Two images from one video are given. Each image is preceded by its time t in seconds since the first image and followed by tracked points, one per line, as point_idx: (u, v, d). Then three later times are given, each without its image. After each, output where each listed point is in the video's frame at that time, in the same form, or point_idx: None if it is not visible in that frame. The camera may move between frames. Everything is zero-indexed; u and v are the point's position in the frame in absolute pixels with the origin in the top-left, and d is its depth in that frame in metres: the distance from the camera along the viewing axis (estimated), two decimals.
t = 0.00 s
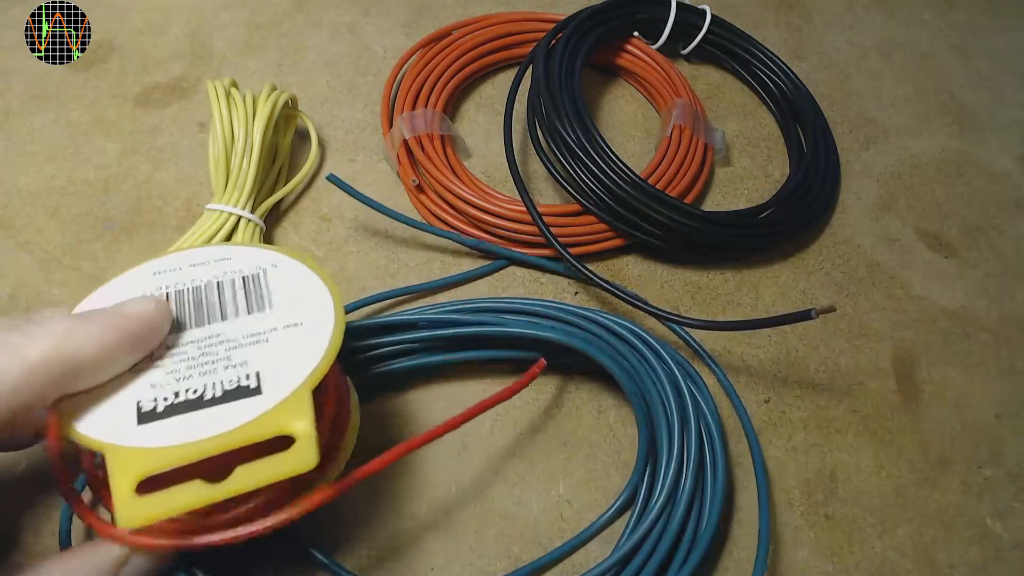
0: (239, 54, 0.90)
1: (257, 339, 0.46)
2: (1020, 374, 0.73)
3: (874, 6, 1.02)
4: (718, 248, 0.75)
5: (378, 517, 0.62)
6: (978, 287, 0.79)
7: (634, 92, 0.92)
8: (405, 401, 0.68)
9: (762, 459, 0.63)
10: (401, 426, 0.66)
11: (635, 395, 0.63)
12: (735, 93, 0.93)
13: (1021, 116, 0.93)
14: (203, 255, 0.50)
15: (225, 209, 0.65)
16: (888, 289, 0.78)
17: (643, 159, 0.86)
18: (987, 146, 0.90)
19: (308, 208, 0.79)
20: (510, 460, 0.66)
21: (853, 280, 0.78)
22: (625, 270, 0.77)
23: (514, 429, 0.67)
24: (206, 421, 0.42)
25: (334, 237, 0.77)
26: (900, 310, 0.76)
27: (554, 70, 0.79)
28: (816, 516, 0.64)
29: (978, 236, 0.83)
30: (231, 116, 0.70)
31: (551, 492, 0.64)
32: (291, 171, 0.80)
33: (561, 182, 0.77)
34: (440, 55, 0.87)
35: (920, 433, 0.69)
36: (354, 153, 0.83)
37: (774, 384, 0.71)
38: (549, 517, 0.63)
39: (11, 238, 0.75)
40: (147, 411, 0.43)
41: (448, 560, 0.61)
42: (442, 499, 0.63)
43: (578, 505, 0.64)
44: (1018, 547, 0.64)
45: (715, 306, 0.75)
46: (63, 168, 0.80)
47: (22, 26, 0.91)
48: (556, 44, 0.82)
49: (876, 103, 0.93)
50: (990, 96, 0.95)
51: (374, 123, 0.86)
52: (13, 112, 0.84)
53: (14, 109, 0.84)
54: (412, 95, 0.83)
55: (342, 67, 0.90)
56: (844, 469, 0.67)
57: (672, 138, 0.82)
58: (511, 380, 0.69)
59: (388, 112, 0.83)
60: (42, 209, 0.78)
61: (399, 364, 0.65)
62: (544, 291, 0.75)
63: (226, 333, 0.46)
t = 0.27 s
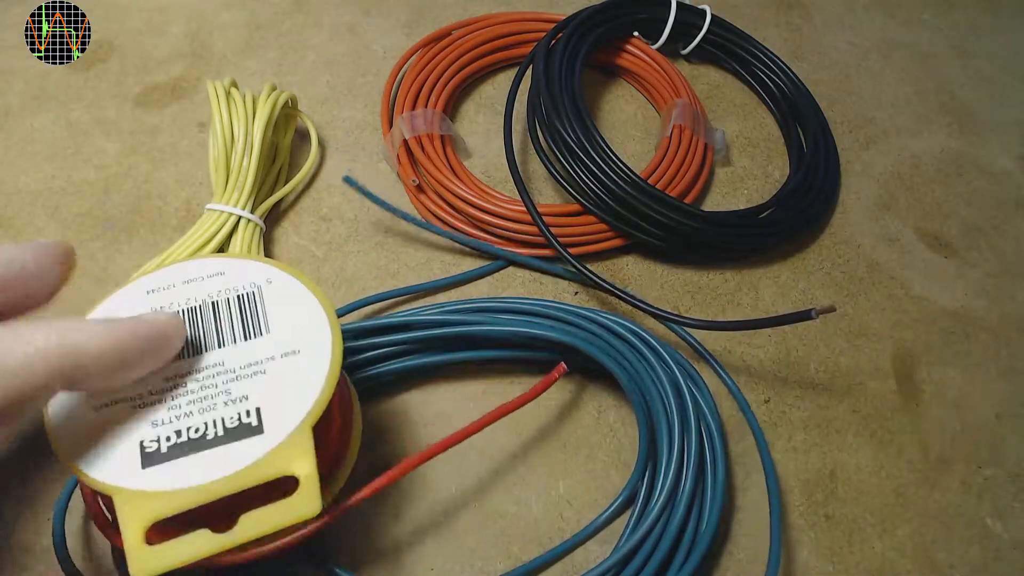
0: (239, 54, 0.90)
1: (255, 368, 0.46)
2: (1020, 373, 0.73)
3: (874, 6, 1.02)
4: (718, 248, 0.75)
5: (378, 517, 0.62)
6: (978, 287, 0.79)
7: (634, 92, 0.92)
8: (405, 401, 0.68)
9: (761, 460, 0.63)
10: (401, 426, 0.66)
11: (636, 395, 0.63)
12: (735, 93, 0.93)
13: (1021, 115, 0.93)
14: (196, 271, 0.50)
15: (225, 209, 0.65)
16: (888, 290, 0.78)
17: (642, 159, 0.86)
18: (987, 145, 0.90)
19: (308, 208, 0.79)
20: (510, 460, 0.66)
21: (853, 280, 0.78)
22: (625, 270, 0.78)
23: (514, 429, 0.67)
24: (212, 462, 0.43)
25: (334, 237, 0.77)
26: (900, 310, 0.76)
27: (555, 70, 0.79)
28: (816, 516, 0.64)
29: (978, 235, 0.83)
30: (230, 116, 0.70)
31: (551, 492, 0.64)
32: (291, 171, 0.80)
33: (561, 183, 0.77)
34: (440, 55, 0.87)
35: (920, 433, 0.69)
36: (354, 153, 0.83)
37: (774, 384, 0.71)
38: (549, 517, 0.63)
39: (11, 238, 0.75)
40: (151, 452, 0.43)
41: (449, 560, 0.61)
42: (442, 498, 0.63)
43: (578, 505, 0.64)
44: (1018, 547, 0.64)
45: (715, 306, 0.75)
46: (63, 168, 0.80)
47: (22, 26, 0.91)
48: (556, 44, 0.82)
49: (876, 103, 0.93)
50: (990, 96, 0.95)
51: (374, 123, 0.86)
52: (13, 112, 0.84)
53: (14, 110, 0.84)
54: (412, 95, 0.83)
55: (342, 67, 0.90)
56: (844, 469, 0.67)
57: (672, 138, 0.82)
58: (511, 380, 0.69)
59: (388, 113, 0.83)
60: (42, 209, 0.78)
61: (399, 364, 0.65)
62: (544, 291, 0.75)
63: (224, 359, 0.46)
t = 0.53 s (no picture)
0: (239, 54, 0.90)
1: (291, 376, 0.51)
2: (1020, 373, 0.73)
3: (874, 6, 1.02)
4: (718, 248, 0.75)
5: (378, 517, 0.62)
6: (978, 287, 0.79)
7: (634, 92, 0.92)
8: (405, 401, 0.68)
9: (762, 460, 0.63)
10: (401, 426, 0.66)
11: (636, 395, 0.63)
12: (735, 93, 0.93)
13: (1021, 115, 0.93)
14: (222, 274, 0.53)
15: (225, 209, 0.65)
16: (888, 290, 0.78)
17: (643, 159, 0.86)
18: (987, 145, 0.90)
19: (308, 208, 0.79)
20: (511, 460, 0.66)
21: (853, 280, 0.78)
22: (625, 270, 0.77)
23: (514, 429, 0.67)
24: (284, 481, 0.49)
25: (334, 237, 0.77)
26: (900, 310, 0.76)
27: (555, 70, 0.79)
28: (817, 516, 0.64)
29: (978, 236, 0.83)
30: (230, 117, 0.70)
31: (551, 492, 0.64)
32: (291, 171, 0.80)
33: (561, 182, 0.77)
34: (440, 55, 0.87)
35: (920, 433, 0.69)
36: (354, 153, 0.83)
37: (775, 384, 0.71)
38: (549, 517, 0.63)
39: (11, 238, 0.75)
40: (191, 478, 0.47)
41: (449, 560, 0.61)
42: (442, 499, 0.63)
43: (578, 505, 0.64)
44: (1018, 547, 0.64)
45: (715, 306, 0.75)
46: (63, 168, 0.80)
47: (22, 27, 0.91)
48: (556, 44, 0.82)
49: (876, 103, 0.93)
50: (990, 96, 0.95)
51: (374, 123, 0.86)
52: (13, 112, 0.84)
53: (14, 110, 0.84)
54: (413, 95, 0.83)
55: (342, 67, 0.90)
56: (844, 469, 0.67)
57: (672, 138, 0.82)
58: (512, 380, 0.69)
59: (388, 113, 0.83)
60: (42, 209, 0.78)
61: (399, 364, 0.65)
62: (544, 291, 0.75)
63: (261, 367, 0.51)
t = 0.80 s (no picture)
0: (239, 54, 0.90)
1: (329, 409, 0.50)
2: (1020, 373, 0.73)
3: (874, 6, 1.02)
4: (718, 248, 0.75)
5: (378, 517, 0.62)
6: (978, 287, 0.79)
7: (634, 92, 0.92)
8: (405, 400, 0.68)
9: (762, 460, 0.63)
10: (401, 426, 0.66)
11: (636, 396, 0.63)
12: (735, 93, 0.93)
13: (1021, 115, 0.93)
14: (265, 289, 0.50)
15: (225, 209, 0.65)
16: (888, 290, 0.78)
17: (643, 159, 0.86)
18: (987, 145, 0.90)
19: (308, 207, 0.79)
20: (511, 460, 0.65)
21: (853, 280, 0.78)
22: (625, 270, 0.77)
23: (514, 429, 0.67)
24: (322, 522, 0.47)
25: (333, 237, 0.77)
26: (900, 310, 0.76)
27: (555, 70, 0.79)
28: (817, 516, 0.64)
29: (978, 236, 0.83)
30: (230, 117, 0.70)
31: (551, 492, 0.64)
32: (290, 171, 0.80)
33: (561, 182, 0.77)
34: (440, 55, 0.87)
35: (920, 433, 0.69)
36: (354, 153, 0.83)
37: (775, 384, 0.71)
38: (548, 517, 0.63)
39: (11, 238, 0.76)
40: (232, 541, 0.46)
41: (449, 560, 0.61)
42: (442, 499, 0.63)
43: (578, 505, 0.64)
44: (1018, 547, 0.64)
45: (715, 306, 0.75)
46: (63, 168, 0.80)
47: (22, 27, 0.91)
48: (556, 44, 0.82)
49: (876, 103, 0.93)
50: (990, 96, 0.95)
51: (374, 123, 0.86)
52: (13, 112, 0.84)
53: (14, 110, 0.84)
54: (413, 95, 0.83)
55: (341, 67, 0.90)
56: (844, 469, 0.67)
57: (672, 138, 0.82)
58: (512, 380, 0.69)
59: (388, 113, 0.84)
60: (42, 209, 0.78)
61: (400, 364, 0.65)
62: (544, 291, 0.75)
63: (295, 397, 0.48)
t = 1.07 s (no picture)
0: (239, 54, 0.90)
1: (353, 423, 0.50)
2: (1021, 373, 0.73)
3: (874, 6, 1.02)
4: (718, 248, 0.75)
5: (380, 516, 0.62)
6: (978, 287, 0.79)
7: (634, 92, 0.92)
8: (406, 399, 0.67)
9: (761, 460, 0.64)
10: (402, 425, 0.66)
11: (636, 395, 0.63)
12: (735, 93, 0.93)
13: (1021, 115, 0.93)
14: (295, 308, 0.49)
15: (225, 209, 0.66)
16: (888, 289, 0.78)
17: (643, 159, 0.86)
18: (987, 145, 0.90)
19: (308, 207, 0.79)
20: (511, 460, 0.65)
21: (853, 280, 0.78)
22: (625, 270, 0.77)
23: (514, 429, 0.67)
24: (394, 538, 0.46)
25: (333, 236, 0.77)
26: (900, 310, 0.76)
27: (555, 70, 0.79)
28: (817, 516, 0.64)
29: (978, 236, 0.83)
30: (230, 117, 0.70)
31: (551, 492, 0.64)
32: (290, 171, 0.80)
33: (561, 182, 0.77)
34: (440, 56, 0.87)
35: (920, 433, 0.69)
36: (354, 153, 0.83)
37: (774, 384, 0.71)
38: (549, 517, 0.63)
39: (12, 238, 0.76)
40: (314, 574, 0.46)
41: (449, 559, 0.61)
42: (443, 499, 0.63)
43: (578, 505, 0.64)
44: (1018, 547, 0.64)
45: (715, 306, 0.75)
46: (63, 168, 0.80)
47: (22, 27, 0.91)
48: (556, 44, 0.82)
49: (876, 104, 0.93)
50: (989, 96, 0.95)
51: (374, 123, 0.86)
52: (14, 112, 0.84)
53: (15, 110, 0.84)
54: (412, 95, 0.83)
55: (341, 67, 0.90)
56: (844, 469, 0.67)
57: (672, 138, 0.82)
58: (513, 381, 0.69)
59: (388, 113, 0.84)
60: (42, 208, 0.78)
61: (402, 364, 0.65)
62: (544, 291, 0.75)
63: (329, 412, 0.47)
